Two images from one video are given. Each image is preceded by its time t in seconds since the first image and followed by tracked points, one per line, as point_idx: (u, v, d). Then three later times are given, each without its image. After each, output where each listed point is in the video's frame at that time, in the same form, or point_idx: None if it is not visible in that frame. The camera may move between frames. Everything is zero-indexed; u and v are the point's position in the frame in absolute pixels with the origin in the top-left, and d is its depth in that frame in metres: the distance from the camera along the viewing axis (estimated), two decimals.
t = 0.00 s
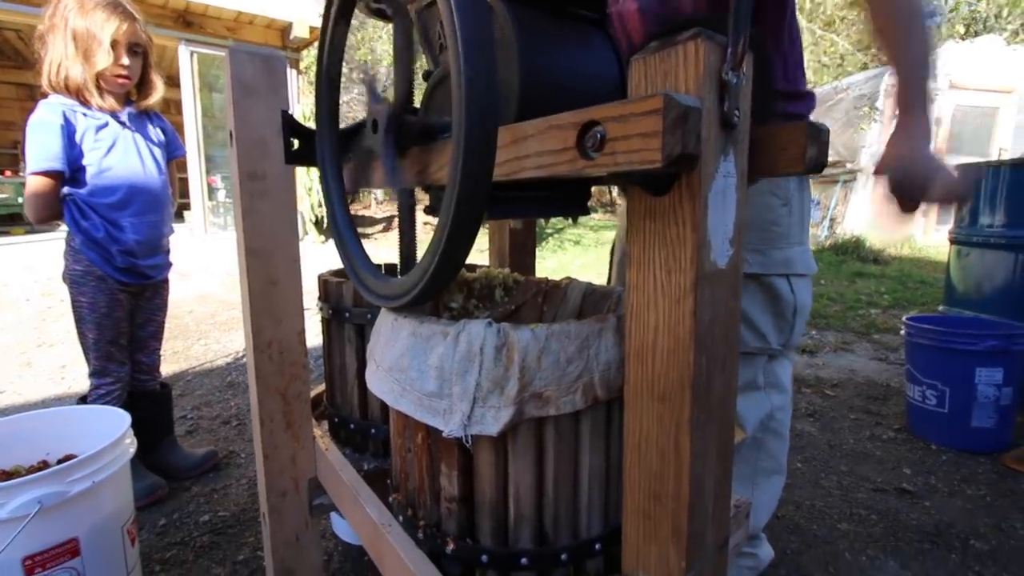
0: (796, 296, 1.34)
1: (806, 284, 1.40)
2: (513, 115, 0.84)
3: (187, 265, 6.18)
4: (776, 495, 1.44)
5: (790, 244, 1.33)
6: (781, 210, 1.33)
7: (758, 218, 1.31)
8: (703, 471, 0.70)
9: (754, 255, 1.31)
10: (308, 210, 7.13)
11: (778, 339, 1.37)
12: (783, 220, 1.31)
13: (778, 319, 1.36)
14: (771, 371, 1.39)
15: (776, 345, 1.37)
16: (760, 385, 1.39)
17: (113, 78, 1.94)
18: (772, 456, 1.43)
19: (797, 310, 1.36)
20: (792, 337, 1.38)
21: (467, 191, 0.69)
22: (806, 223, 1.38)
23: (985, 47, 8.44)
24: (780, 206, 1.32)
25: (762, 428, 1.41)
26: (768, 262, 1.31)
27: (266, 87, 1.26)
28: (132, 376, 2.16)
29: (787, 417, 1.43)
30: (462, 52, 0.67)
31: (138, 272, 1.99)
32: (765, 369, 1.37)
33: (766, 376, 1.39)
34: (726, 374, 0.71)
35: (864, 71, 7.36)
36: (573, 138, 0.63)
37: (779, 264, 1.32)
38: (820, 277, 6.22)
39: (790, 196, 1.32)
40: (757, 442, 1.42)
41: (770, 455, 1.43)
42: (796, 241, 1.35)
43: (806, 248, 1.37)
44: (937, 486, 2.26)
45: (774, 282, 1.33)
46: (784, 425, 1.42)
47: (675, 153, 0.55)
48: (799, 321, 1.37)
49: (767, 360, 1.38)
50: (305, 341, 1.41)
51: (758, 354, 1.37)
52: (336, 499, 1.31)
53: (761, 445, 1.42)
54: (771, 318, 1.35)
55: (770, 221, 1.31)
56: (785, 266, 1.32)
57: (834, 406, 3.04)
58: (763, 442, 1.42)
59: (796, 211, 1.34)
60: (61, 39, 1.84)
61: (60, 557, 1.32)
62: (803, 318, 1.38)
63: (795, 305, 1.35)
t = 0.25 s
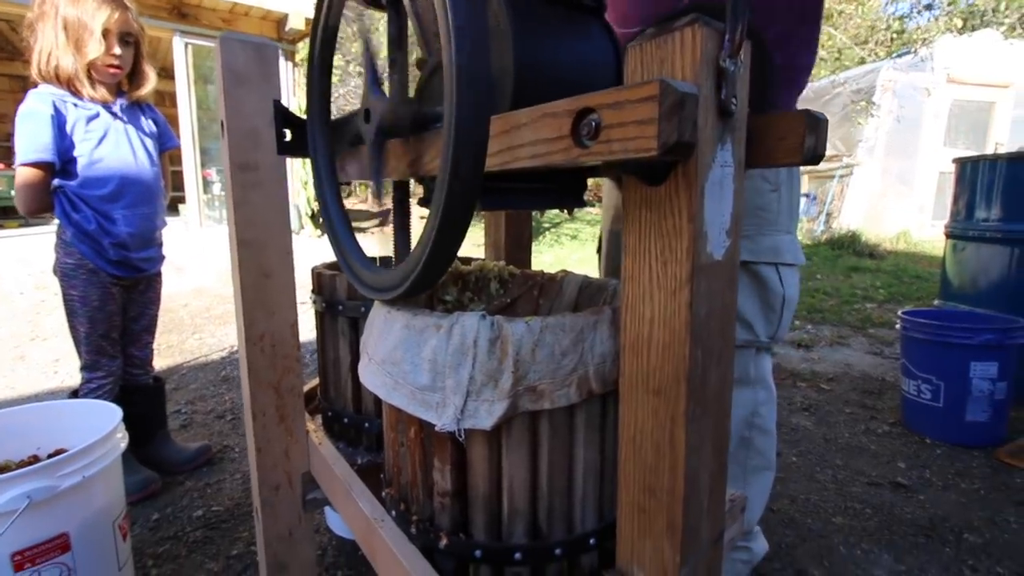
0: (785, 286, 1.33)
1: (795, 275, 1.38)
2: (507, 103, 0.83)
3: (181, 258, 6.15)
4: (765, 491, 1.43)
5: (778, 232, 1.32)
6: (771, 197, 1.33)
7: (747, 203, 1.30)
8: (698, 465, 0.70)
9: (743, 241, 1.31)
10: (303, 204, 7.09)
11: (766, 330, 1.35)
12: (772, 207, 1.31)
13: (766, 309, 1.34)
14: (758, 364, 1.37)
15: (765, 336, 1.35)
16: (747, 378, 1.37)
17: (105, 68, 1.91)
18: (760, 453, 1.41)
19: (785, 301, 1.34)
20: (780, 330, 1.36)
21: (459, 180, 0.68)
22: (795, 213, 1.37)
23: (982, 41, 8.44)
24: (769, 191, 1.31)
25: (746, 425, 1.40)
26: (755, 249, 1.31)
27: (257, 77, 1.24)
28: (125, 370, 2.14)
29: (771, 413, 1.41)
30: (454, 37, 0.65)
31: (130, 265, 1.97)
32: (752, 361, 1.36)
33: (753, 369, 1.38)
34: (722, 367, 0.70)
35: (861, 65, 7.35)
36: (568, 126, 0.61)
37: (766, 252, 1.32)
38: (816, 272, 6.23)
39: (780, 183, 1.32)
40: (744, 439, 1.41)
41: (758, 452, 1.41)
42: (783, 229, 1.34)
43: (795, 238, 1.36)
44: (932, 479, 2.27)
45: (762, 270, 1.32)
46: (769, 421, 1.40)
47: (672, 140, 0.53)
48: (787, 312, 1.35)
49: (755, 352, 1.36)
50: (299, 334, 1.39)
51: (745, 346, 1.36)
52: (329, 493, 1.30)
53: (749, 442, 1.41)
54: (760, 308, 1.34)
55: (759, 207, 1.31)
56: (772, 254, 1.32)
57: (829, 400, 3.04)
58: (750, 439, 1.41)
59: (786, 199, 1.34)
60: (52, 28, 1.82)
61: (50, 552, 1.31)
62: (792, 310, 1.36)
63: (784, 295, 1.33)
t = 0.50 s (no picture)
0: (772, 281, 1.32)
1: (787, 273, 1.37)
2: (505, 93, 0.81)
3: (182, 254, 6.14)
4: (766, 488, 1.42)
5: (767, 228, 1.32)
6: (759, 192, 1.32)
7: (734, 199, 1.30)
8: (699, 459, 0.69)
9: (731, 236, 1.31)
10: (304, 199, 7.08)
11: (754, 327, 1.33)
12: (761, 202, 1.30)
13: (755, 305, 1.33)
14: (749, 360, 1.36)
15: (751, 333, 1.33)
16: (741, 375, 1.36)
17: (102, 62, 1.90)
18: (758, 451, 1.40)
19: (773, 297, 1.33)
20: (770, 327, 1.34)
21: (456, 170, 0.66)
22: (787, 210, 1.37)
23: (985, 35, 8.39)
24: (757, 187, 1.30)
25: (741, 422, 1.38)
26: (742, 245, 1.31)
27: (253, 68, 1.23)
28: (124, 365, 2.13)
29: (768, 409, 1.40)
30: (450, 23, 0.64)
31: (128, 260, 1.96)
32: (745, 357, 1.34)
33: (747, 365, 1.36)
34: (724, 360, 0.69)
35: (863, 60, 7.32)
36: (567, 114, 0.60)
37: (753, 248, 1.31)
38: (818, 267, 6.21)
39: (769, 179, 1.31)
40: (740, 437, 1.39)
41: (756, 449, 1.40)
42: (773, 225, 1.34)
43: (786, 235, 1.36)
44: (934, 475, 2.26)
45: (749, 266, 1.31)
46: (766, 417, 1.39)
47: (673, 127, 0.52)
48: (777, 310, 1.34)
49: (745, 348, 1.35)
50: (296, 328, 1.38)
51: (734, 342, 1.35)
52: (328, 488, 1.29)
53: (746, 441, 1.40)
54: (749, 304, 1.33)
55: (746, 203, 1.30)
56: (759, 249, 1.31)
57: (831, 395, 3.03)
58: (747, 437, 1.39)
59: (777, 194, 1.33)
60: (49, 22, 1.81)
61: (49, 546, 1.30)
62: (781, 307, 1.34)
63: (773, 292, 1.32)
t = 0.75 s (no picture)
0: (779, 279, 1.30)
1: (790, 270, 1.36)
2: (503, 84, 0.80)
3: (182, 247, 6.13)
4: (766, 488, 1.41)
5: (773, 226, 1.31)
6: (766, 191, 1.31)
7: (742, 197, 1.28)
8: (698, 456, 0.68)
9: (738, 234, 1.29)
10: (304, 193, 7.07)
11: (761, 324, 1.32)
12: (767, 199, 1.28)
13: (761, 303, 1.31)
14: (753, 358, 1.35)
15: (758, 330, 1.32)
16: (744, 373, 1.35)
17: (101, 52, 1.89)
18: (759, 449, 1.39)
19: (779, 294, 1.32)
20: (775, 324, 1.34)
21: (453, 161, 0.65)
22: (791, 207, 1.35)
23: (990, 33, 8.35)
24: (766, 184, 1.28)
25: (743, 420, 1.37)
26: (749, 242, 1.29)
27: (250, 59, 1.21)
28: (122, 358, 2.13)
29: (769, 409, 1.38)
30: (447, 11, 0.63)
31: (126, 253, 1.95)
32: (749, 356, 1.33)
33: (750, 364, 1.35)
34: (724, 356, 0.68)
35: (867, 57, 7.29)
36: (565, 104, 0.59)
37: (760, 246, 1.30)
38: (819, 265, 6.19)
39: (776, 177, 1.29)
40: (742, 436, 1.38)
41: (757, 448, 1.39)
42: (778, 223, 1.32)
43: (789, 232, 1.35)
44: (934, 473, 2.25)
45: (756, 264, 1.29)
46: (767, 416, 1.38)
47: (674, 117, 0.51)
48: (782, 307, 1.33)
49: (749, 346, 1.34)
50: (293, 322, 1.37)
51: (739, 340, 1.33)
52: (324, 483, 1.28)
53: (747, 440, 1.38)
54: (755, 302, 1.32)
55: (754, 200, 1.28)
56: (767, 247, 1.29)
57: (831, 393, 3.02)
58: (748, 436, 1.38)
59: (782, 192, 1.31)
60: (47, 11, 1.79)
61: (44, 539, 1.30)
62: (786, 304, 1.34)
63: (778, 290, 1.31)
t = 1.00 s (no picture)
0: (781, 276, 1.30)
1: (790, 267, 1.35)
2: (503, 81, 0.80)
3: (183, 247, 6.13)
4: (766, 485, 1.40)
5: (776, 221, 1.30)
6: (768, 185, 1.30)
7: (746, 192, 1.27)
8: (698, 456, 0.67)
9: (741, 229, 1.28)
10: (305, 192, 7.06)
11: (763, 321, 1.32)
12: (771, 194, 1.27)
13: (763, 299, 1.31)
14: (755, 356, 1.34)
15: (760, 327, 1.31)
16: (745, 371, 1.34)
17: (100, 51, 1.88)
18: (760, 447, 1.38)
19: (781, 291, 1.31)
20: (777, 321, 1.33)
21: (451, 158, 0.65)
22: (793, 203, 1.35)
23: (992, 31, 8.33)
24: (768, 179, 1.27)
25: (744, 419, 1.36)
26: (753, 238, 1.28)
27: (248, 55, 1.21)
28: (121, 357, 2.13)
29: (770, 406, 1.38)
30: (444, 7, 0.62)
31: (125, 251, 1.95)
32: (751, 353, 1.33)
33: (752, 362, 1.34)
34: (724, 354, 0.68)
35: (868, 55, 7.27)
36: (564, 100, 0.58)
37: (764, 242, 1.29)
38: (821, 263, 6.17)
39: (779, 171, 1.28)
40: (743, 434, 1.37)
41: (758, 446, 1.38)
42: (780, 219, 1.32)
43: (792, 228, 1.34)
44: (936, 472, 2.24)
45: (759, 260, 1.28)
46: (768, 415, 1.37)
47: (674, 113, 0.50)
48: (784, 304, 1.32)
49: (752, 343, 1.33)
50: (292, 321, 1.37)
51: (741, 337, 1.32)
52: (323, 482, 1.28)
53: (748, 437, 1.37)
54: (757, 298, 1.31)
55: (758, 195, 1.27)
56: (770, 243, 1.29)
57: (833, 392, 3.01)
58: (749, 433, 1.37)
59: (785, 188, 1.31)
60: (47, 9, 1.79)
61: (42, 539, 1.30)
62: (788, 301, 1.33)
63: (780, 285, 1.31)
